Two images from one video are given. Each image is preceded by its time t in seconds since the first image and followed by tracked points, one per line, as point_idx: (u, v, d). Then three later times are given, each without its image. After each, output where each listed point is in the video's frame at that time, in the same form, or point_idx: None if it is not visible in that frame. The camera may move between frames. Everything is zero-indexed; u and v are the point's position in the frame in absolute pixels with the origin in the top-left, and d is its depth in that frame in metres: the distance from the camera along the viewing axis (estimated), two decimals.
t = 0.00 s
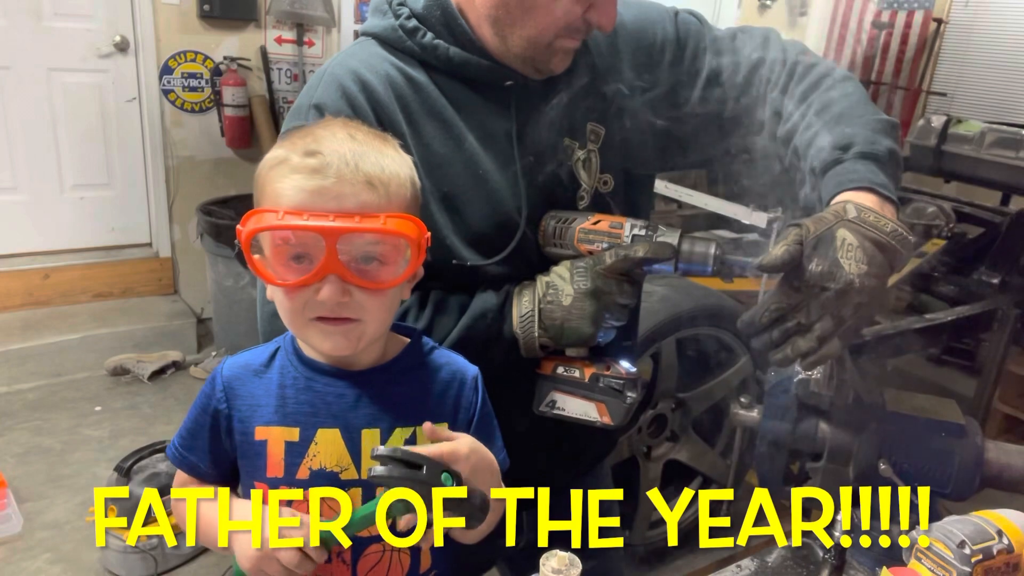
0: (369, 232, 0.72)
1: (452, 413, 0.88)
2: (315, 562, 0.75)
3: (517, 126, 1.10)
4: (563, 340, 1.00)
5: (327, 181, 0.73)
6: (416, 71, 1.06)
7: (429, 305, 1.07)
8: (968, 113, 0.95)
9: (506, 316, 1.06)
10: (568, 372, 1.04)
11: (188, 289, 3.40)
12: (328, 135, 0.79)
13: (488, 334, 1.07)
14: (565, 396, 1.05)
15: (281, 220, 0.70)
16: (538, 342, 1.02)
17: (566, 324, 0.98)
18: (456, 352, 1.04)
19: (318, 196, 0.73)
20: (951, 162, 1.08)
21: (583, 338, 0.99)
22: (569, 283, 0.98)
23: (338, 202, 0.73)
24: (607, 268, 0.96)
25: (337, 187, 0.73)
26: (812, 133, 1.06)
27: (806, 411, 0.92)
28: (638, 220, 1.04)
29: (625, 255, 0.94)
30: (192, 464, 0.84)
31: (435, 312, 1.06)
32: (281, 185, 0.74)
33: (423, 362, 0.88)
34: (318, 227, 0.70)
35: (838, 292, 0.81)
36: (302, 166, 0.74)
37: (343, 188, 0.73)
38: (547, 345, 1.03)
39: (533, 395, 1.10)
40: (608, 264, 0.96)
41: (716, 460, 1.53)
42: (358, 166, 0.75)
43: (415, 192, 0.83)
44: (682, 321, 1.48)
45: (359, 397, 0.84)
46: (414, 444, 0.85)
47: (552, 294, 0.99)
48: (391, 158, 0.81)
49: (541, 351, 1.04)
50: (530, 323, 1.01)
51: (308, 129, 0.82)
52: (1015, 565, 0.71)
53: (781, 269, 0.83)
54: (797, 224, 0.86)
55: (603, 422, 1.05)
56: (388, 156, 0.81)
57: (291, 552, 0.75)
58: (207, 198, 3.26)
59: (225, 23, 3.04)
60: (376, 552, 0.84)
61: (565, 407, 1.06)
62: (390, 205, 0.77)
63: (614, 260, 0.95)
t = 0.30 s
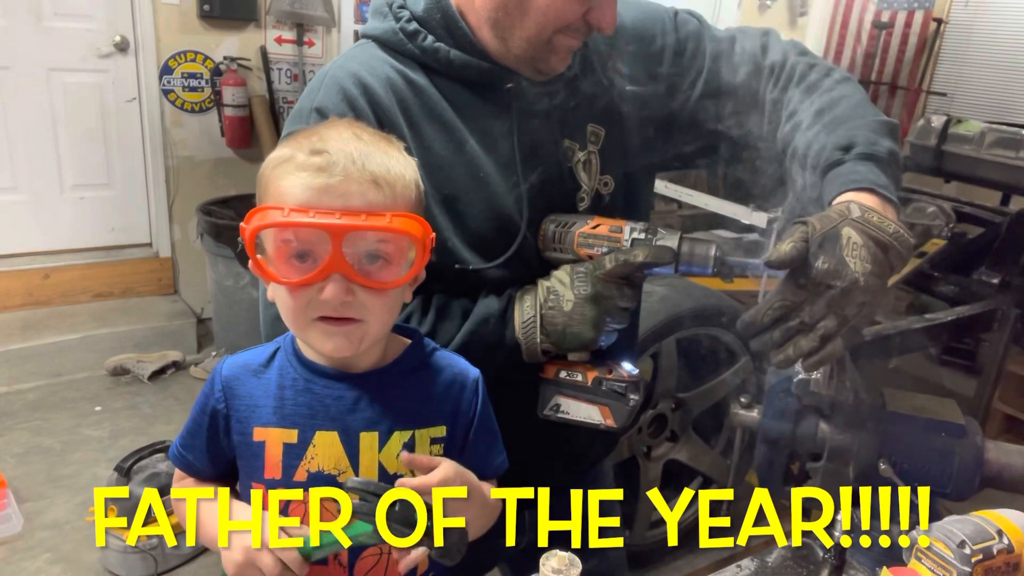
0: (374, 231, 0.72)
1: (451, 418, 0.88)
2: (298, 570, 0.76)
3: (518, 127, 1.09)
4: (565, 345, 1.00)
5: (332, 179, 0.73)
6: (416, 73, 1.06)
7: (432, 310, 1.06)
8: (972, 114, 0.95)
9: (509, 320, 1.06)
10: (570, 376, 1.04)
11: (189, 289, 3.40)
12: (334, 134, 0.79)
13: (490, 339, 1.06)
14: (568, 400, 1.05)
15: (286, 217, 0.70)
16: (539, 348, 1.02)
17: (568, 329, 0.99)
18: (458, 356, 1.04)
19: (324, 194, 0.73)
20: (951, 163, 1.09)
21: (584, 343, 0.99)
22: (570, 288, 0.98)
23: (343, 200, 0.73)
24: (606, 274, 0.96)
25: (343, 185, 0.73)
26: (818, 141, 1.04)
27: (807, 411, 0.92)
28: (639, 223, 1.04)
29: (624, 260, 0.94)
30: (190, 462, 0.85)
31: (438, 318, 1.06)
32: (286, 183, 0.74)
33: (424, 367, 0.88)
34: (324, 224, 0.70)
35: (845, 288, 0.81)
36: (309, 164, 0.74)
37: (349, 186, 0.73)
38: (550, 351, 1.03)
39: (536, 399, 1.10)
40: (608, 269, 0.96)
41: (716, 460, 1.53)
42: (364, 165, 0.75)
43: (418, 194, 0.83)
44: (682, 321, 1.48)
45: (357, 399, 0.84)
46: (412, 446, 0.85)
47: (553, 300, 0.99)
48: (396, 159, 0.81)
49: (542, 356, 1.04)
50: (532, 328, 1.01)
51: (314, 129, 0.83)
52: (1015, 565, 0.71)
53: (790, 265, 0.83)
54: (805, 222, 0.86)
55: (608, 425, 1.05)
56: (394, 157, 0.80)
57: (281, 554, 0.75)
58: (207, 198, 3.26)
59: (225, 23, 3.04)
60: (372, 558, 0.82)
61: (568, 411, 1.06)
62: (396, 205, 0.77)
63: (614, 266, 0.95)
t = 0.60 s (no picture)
0: (377, 235, 0.72)
1: (448, 421, 0.88)
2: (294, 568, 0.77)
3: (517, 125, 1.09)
4: (564, 342, 1.00)
5: (337, 182, 0.73)
6: (416, 73, 1.06)
7: (431, 308, 1.07)
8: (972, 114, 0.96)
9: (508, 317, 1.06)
10: (569, 373, 1.04)
11: (189, 289, 3.36)
12: (338, 135, 0.79)
13: (488, 335, 1.07)
14: (566, 397, 1.05)
15: (289, 219, 0.70)
16: (538, 345, 1.02)
17: (567, 326, 0.99)
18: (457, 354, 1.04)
19: (327, 196, 0.72)
20: (949, 163, 1.10)
21: (584, 340, 0.99)
22: (570, 285, 0.98)
23: (347, 202, 0.72)
24: (607, 271, 0.96)
25: (347, 187, 0.73)
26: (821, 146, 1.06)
27: (807, 411, 0.92)
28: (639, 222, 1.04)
29: (625, 257, 0.94)
30: (186, 459, 0.85)
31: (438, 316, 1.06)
32: (288, 184, 0.74)
33: (423, 366, 0.89)
34: (327, 227, 0.70)
35: (846, 287, 0.81)
36: (312, 165, 0.74)
37: (353, 189, 0.73)
38: (548, 347, 1.03)
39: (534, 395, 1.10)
40: (609, 266, 0.96)
41: (716, 460, 1.53)
42: (369, 167, 0.75)
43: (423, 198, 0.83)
44: (684, 321, 1.47)
45: (354, 402, 0.84)
46: (409, 450, 0.85)
47: (553, 296, 1.00)
48: (400, 161, 0.81)
49: (541, 353, 1.04)
50: (531, 323, 1.01)
51: (318, 129, 0.83)
52: (1015, 565, 0.71)
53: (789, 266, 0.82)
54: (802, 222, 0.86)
55: (605, 423, 1.05)
56: (398, 159, 0.80)
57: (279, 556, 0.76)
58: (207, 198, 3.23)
59: (224, 23, 3.04)
60: (365, 557, 0.84)
61: (566, 408, 1.06)
62: (400, 209, 0.77)
63: (614, 263, 0.95)
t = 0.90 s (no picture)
0: (371, 244, 0.72)
1: (442, 419, 0.88)
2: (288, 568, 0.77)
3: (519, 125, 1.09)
4: (566, 342, 0.99)
5: (330, 191, 0.72)
6: (419, 73, 1.06)
7: (433, 308, 1.08)
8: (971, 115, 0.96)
9: (510, 320, 1.05)
10: (570, 374, 1.04)
11: (189, 289, 3.39)
12: (330, 138, 0.78)
13: (492, 336, 1.05)
14: (568, 397, 1.04)
15: (284, 230, 0.70)
16: (541, 346, 1.01)
17: (569, 327, 0.98)
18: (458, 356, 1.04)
19: (321, 205, 0.72)
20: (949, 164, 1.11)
21: (586, 340, 0.99)
22: (572, 286, 0.98)
23: (342, 211, 0.72)
24: (608, 272, 0.96)
25: (342, 197, 0.72)
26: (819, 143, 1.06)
27: (808, 412, 0.92)
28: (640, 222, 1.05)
29: (625, 258, 0.95)
30: (179, 462, 0.85)
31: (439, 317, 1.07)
32: (282, 190, 0.74)
33: (417, 364, 0.88)
34: (322, 238, 0.70)
35: (847, 286, 0.81)
36: (306, 173, 0.73)
37: (348, 199, 0.73)
38: (551, 349, 1.02)
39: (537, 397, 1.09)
40: (609, 267, 0.96)
41: (716, 460, 1.53)
42: (363, 174, 0.75)
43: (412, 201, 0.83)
44: (684, 322, 1.46)
45: (347, 402, 0.84)
46: (402, 450, 0.85)
47: (554, 298, 0.99)
48: (394, 164, 0.80)
49: (542, 355, 1.03)
50: (533, 326, 1.00)
51: (308, 129, 0.81)
52: (1015, 565, 0.71)
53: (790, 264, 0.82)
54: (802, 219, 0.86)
55: (608, 424, 1.04)
56: (392, 161, 0.80)
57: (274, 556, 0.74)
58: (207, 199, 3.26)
59: (225, 23, 3.04)
60: (361, 556, 0.85)
61: (569, 408, 1.05)
62: (394, 216, 0.77)
63: (614, 263, 0.96)
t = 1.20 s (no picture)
0: (348, 246, 0.72)
1: (432, 415, 0.88)
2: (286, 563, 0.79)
3: (514, 123, 1.08)
4: (564, 343, 0.99)
5: (307, 194, 0.72)
6: (414, 73, 1.06)
7: (429, 308, 1.08)
8: (970, 113, 0.98)
9: (506, 320, 1.06)
10: (568, 374, 1.03)
11: (189, 289, 3.39)
12: (307, 140, 0.78)
13: (487, 336, 1.07)
14: (568, 398, 1.04)
15: (260, 233, 0.70)
16: (538, 347, 1.01)
17: (567, 328, 0.98)
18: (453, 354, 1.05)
19: (298, 208, 0.72)
20: (950, 163, 1.16)
21: (583, 342, 0.99)
22: (570, 287, 0.98)
23: (320, 214, 0.72)
24: (607, 272, 0.96)
25: (318, 200, 0.72)
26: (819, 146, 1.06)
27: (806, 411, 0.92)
28: (639, 222, 1.04)
29: (625, 258, 0.94)
30: (176, 470, 0.84)
31: (435, 316, 1.08)
32: (259, 193, 0.73)
33: (404, 363, 0.88)
34: (299, 241, 0.70)
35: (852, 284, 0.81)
36: (283, 175, 0.73)
37: (325, 201, 0.72)
38: (548, 349, 1.02)
39: (535, 396, 1.09)
40: (609, 267, 0.95)
41: (716, 459, 1.53)
42: (341, 175, 0.74)
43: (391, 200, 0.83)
44: (683, 321, 1.46)
45: (335, 401, 0.83)
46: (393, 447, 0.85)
47: (553, 298, 0.99)
48: (371, 163, 0.81)
49: (541, 356, 1.03)
50: (530, 326, 1.01)
51: (286, 131, 0.81)
52: (1015, 565, 0.71)
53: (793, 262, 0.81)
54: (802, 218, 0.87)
55: (606, 423, 1.05)
56: (369, 161, 0.80)
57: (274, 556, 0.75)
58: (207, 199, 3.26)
59: (225, 23, 3.04)
60: (356, 554, 0.86)
61: (567, 408, 1.05)
62: (370, 217, 0.77)
63: (614, 262, 0.95)
